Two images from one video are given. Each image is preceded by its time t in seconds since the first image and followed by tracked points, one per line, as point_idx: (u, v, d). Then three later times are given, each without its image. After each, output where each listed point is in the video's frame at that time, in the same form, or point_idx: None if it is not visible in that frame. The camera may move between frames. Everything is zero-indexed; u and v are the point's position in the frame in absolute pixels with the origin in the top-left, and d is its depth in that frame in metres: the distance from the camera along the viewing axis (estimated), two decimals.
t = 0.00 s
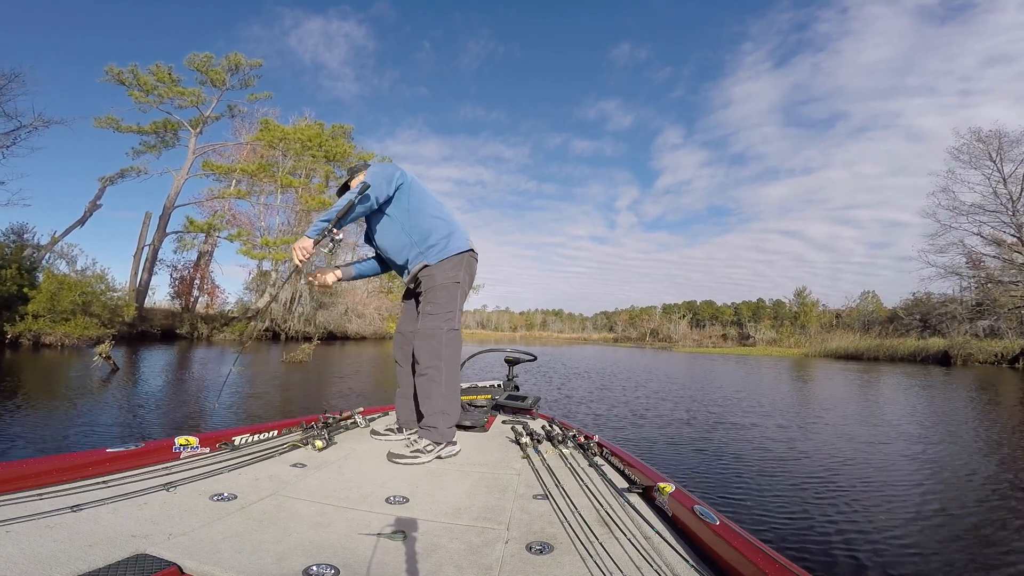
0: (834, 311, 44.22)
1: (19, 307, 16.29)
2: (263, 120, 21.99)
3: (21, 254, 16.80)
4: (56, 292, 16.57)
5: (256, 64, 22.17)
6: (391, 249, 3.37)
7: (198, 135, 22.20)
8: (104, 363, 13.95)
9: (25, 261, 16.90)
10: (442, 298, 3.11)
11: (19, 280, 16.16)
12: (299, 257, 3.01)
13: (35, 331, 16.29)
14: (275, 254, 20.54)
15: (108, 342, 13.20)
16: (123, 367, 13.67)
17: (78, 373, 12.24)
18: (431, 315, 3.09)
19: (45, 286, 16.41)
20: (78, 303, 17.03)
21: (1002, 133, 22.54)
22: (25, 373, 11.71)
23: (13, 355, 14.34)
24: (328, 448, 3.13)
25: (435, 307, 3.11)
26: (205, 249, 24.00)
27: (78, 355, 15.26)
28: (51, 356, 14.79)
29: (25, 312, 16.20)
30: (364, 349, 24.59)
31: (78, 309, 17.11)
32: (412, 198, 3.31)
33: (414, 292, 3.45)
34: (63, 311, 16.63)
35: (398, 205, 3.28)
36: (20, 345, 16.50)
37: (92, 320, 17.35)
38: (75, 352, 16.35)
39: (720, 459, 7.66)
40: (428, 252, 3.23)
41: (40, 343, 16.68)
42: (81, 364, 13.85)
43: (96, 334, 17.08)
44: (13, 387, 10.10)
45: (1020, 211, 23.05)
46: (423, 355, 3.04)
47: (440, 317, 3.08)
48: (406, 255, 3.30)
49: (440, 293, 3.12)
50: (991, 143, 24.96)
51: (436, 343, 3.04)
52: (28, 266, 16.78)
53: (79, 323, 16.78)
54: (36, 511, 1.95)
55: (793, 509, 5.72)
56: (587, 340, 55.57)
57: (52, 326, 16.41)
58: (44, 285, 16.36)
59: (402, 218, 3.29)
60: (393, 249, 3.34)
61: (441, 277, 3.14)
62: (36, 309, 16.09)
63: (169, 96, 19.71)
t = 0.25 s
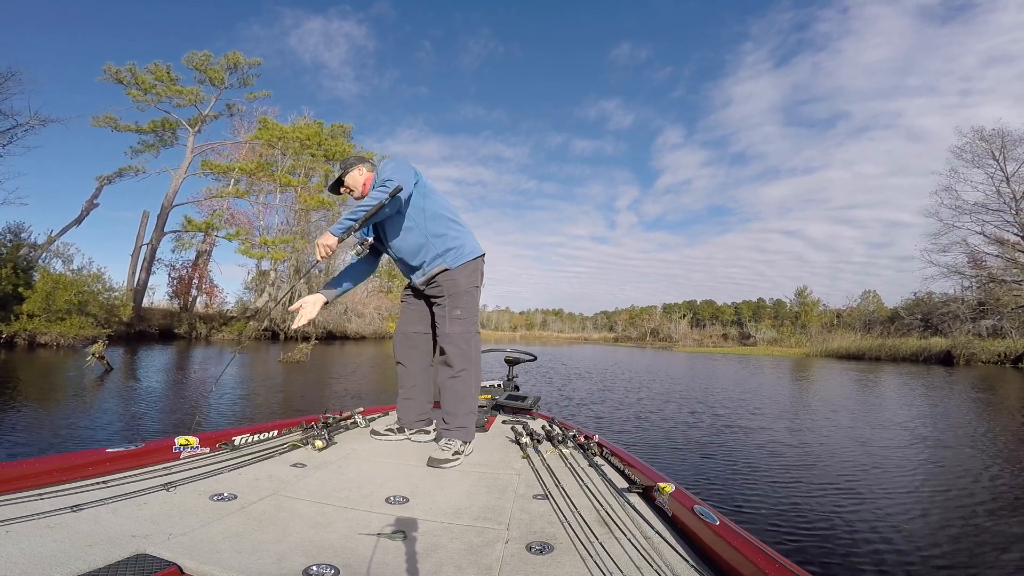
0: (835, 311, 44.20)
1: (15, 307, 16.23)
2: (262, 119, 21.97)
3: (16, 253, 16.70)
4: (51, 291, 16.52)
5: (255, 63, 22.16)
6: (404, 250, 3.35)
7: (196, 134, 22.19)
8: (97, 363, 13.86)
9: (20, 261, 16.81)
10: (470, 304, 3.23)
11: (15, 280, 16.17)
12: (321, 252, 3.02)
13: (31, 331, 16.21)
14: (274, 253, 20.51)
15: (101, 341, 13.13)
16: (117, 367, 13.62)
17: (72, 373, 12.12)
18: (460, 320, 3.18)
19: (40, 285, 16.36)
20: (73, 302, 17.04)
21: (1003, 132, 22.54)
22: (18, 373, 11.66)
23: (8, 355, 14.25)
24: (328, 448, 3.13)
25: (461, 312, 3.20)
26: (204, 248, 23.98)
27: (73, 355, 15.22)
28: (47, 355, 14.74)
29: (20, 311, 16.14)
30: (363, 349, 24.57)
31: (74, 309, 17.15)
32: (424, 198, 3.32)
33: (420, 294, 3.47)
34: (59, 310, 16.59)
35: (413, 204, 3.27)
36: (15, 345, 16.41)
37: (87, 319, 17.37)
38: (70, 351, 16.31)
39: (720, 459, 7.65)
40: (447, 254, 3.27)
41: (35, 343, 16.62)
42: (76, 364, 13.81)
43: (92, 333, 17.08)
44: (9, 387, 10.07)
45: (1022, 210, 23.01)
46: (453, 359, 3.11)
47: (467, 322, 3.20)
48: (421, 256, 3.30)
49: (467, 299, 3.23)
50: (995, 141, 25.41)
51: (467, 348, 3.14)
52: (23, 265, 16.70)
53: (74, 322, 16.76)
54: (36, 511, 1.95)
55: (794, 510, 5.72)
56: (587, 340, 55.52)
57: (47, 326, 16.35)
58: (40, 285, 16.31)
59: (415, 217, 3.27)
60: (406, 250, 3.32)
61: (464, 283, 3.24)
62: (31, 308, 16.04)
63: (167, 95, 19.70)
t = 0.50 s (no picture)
0: (835, 309, 44.19)
1: (10, 308, 16.17)
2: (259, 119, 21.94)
3: (11, 254, 16.67)
4: (47, 292, 16.46)
5: (252, 63, 22.14)
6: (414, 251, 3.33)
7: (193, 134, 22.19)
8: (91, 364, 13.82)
9: (16, 262, 16.82)
10: (480, 308, 3.26)
11: (9, 281, 16.14)
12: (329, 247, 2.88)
13: (26, 332, 16.16)
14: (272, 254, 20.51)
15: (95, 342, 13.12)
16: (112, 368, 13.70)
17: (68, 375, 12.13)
18: (468, 323, 3.20)
19: (36, 286, 16.29)
20: (68, 304, 17.08)
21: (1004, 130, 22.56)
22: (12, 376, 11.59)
23: (2, 356, 14.44)
24: (328, 448, 3.13)
25: (470, 315, 3.24)
26: (201, 249, 23.97)
27: (68, 357, 15.21)
28: (41, 358, 14.69)
29: (14, 313, 16.05)
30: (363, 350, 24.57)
31: (70, 310, 17.20)
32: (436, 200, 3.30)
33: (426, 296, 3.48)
34: (54, 312, 16.56)
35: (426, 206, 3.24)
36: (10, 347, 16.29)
37: (82, 321, 17.42)
38: (65, 353, 16.35)
39: (720, 459, 7.64)
40: (457, 257, 3.26)
41: (30, 345, 16.56)
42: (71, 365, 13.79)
43: (88, 335, 17.15)
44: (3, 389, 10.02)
45: None
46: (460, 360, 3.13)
47: (476, 326, 3.23)
48: (432, 258, 3.27)
49: (476, 303, 3.26)
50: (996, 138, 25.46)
51: (474, 352, 3.17)
52: (19, 266, 16.71)
53: (70, 323, 16.83)
54: (36, 511, 1.95)
55: (794, 510, 5.72)
56: (588, 339, 55.54)
57: (43, 327, 16.32)
58: (35, 286, 16.27)
59: (426, 218, 3.24)
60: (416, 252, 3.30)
61: (473, 287, 3.27)
62: (27, 309, 15.98)
63: (164, 95, 19.69)
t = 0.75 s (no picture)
0: (836, 307, 44.19)
1: (5, 311, 16.15)
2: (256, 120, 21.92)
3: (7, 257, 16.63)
4: (42, 296, 16.28)
5: (249, 63, 22.13)
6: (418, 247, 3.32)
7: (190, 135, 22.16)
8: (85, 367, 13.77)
9: (11, 265, 16.81)
10: (483, 309, 3.26)
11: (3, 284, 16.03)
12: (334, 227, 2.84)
13: (21, 335, 16.09)
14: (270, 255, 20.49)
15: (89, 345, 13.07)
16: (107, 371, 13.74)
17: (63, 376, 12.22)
18: (471, 324, 3.21)
19: (30, 289, 16.16)
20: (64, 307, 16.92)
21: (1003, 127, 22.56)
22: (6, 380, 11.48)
23: None
24: (328, 448, 3.14)
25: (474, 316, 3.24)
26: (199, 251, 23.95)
27: (64, 360, 15.20)
28: (37, 361, 14.65)
29: (10, 316, 15.97)
30: (363, 351, 24.57)
31: (65, 313, 17.05)
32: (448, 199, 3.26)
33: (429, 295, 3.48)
34: (50, 315, 16.44)
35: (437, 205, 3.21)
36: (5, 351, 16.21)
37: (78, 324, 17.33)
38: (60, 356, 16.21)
39: (720, 458, 7.63)
40: (463, 257, 3.26)
41: (26, 348, 16.48)
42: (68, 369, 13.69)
43: (83, 337, 17.02)
44: None
45: None
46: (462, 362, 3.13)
47: (479, 326, 3.24)
48: (436, 255, 3.27)
49: (479, 304, 3.26)
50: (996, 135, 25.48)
51: (477, 353, 3.17)
52: (14, 269, 16.68)
53: (65, 326, 16.77)
54: (36, 511, 1.95)
55: (794, 509, 5.71)
56: (589, 339, 55.59)
57: (38, 330, 16.26)
58: (29, 289, 16.09)
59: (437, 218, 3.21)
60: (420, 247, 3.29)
61: (477, 288, 3.27)
62: (21, 312, 15.87)
63: (160, 96, 19.69)
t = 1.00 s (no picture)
0: (836, 307, 44.20)
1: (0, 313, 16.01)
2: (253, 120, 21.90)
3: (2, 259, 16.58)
4: (37, 297, 16.12)
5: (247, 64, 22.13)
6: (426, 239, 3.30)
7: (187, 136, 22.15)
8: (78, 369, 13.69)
9: (5, 266, 16.88)
10: (485, 310, 3.27)
11: None
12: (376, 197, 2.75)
13: (15, 337, 16.02)
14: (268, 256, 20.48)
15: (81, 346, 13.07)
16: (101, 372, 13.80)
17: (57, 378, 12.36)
18: (472, 325, 3.21)
19: (26, 290, 15.99)
20: (60, 308, 16.82)
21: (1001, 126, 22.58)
22: None
23: None
24: (328, 448, 3.13)
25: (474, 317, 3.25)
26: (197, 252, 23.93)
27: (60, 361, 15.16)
28: (32, 363, 14.58)
29: (5, 317, 15.83)
30: (363, 352, 24.56)
31: (61, 314, 17.00)
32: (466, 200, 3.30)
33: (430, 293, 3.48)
34: (45, 316, 16.29)
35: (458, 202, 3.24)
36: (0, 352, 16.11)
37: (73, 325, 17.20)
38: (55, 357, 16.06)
39: (720, 458, 7.61)
40: (469, 255, 3.27)
41: (21, 349, 16.38)
42: (63, 370, 13.60)
43: (79, 339, 16.84)
44: None
45: None
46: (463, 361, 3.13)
47: (480, 327, 3.25)
48: (444, 250, 3.25)
49: (479, 304, 3.26)
50: (997, 133, 25.48)
51: (478, 354, 3.18)
52: (9, 271, 16.67)
53: (60, 327, 16.56)
54: (36, 511, 1.95)
55: (794, 509, 5.70)
56: (589, 339, 55.57)
57: (34, 331, 16.12)
58: (25, 290, 15.92)
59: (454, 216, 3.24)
60: (430, 239, 3.27)
61: (479, 288, 3.28)
62: (17, 314, 15.72)
63: (157, 97, 19.69)
